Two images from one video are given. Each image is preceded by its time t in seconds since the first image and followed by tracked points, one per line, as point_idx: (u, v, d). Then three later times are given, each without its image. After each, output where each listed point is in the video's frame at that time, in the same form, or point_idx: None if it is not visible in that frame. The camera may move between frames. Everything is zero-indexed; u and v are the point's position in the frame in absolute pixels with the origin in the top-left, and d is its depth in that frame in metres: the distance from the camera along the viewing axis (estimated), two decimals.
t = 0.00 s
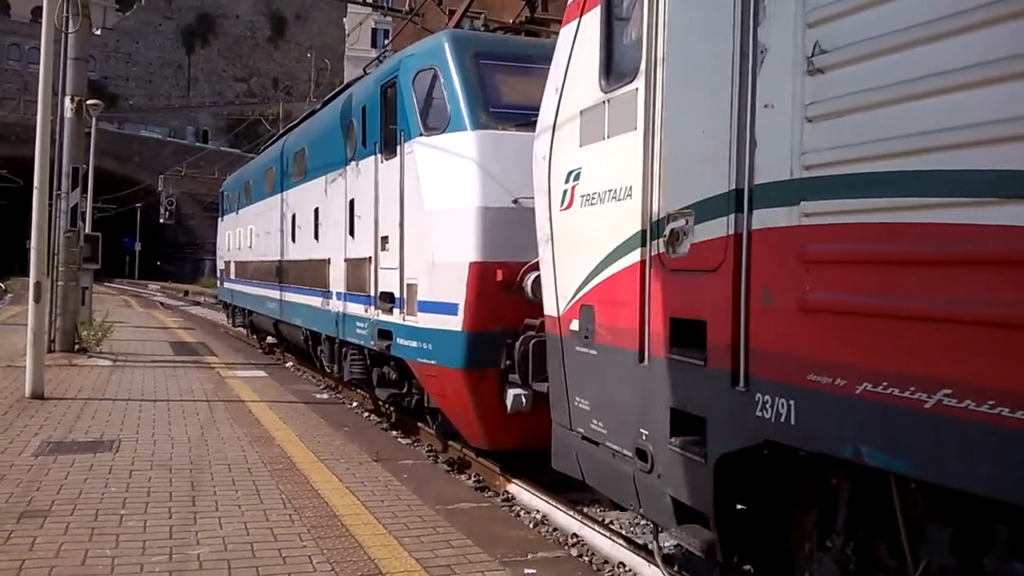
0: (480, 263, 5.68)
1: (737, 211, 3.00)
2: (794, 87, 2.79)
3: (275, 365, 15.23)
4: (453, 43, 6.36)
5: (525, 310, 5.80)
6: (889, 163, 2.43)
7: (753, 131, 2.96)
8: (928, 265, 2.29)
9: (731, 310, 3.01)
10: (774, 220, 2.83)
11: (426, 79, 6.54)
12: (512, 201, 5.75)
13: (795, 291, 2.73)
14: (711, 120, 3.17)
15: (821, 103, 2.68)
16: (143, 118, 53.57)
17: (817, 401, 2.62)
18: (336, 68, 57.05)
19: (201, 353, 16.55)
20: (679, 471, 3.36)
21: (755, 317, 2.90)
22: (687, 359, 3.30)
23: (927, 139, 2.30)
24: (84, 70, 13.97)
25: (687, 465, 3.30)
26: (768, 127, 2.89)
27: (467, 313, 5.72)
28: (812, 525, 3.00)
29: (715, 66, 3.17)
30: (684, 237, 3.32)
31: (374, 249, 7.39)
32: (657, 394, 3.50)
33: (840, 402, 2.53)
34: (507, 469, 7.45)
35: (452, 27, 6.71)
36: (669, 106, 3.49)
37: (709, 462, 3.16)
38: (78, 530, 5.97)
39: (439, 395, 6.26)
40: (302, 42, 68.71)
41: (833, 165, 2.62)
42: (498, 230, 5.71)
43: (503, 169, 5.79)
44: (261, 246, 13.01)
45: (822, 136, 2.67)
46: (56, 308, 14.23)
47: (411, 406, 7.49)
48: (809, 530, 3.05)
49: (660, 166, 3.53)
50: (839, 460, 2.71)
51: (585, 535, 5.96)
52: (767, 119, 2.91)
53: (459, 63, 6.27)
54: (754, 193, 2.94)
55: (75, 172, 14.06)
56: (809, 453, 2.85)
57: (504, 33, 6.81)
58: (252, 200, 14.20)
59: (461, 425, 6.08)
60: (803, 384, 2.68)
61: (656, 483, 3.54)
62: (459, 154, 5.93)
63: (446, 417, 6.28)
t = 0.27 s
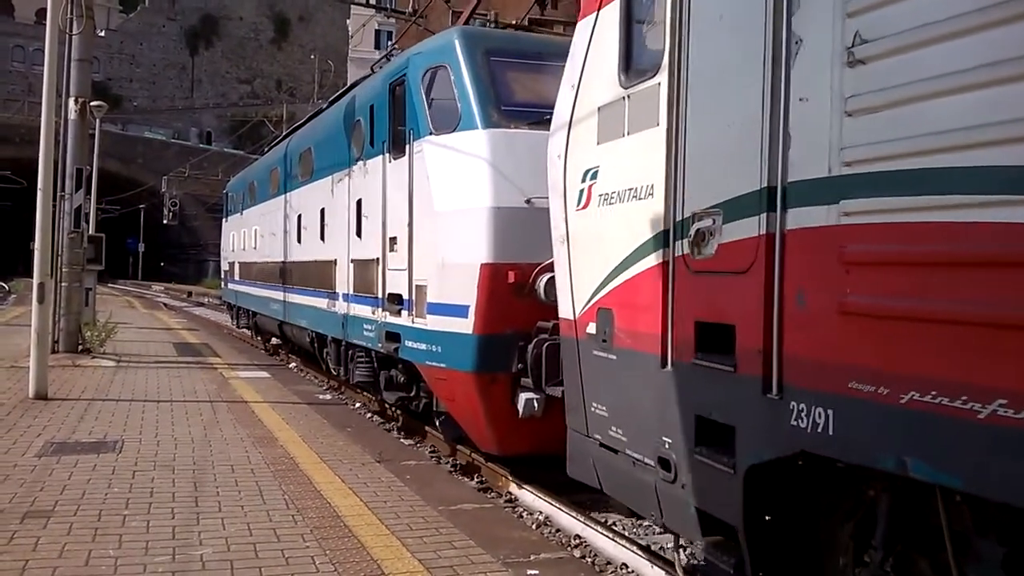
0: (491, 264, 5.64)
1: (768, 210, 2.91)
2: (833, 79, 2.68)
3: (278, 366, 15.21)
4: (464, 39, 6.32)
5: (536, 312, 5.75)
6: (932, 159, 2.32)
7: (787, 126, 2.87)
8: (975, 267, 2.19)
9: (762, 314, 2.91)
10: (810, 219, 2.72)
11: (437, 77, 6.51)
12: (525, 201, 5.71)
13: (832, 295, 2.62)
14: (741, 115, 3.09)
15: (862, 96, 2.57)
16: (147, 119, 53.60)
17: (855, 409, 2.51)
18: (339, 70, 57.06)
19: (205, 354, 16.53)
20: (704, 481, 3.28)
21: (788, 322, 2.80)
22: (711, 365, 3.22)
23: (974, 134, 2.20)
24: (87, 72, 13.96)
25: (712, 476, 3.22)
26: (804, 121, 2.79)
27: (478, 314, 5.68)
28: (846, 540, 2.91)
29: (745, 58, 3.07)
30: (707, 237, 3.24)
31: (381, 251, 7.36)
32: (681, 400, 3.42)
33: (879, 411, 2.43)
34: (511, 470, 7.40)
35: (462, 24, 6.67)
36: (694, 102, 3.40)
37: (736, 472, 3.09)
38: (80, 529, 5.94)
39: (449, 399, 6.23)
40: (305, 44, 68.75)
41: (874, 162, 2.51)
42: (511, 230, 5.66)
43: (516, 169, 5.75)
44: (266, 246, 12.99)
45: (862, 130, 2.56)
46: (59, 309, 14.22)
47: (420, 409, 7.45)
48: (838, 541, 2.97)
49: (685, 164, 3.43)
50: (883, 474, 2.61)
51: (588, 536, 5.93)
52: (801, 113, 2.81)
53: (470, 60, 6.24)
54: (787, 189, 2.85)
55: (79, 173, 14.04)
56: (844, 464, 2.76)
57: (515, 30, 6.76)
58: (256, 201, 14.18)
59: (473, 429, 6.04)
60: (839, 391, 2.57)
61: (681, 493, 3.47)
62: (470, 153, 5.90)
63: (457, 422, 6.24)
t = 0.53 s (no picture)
0: (497, 257, 5.60)
1: (797, 201, 2.86)
2: (868, 63, 2.64)
3: (275, 358, 15.15)
4: (468, 26, 6.27)
5: (542, 306, 5.73)
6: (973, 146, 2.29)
7: (817, 112, 2.82)
8: (1022, 263, 2.16)
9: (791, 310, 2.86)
10: (842, 210, 2.68)
11: (440, 64, 6.46)
12: (530, 191, 5.68)
13: (867, 291, 2.58)
14: (766, 103, 3.04)
15: (898, 80, 2.54)
16: (142, 110, 53.38)
17: (894, 409, 2.48)
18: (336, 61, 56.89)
19: (200, 346, 16.47)
20: (726, 484, 3.24)
21: (820, 318, 2.76)
22: (734, 363, 3.18)
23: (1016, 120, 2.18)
24: (83, 62, 13.88)
25: (736, 479, 3.19)
26: (837, 106, 2.75)
27: (483, 308, 5.64)
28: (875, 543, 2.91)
29: (773, 43, 3.03)
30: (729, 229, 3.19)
31: (383, 243, 7.32)
32: (700, 399, 3.37)
33: (920, 411, 2.39)
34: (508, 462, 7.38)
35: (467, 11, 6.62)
36: (714, 89, 3.35)
37: (760, 475, 3.05)
38: (78, 521, 5.90)
39: (453, 394, 6.19)
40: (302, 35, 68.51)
41: (911, 150, 2.47)
42: (516, 220, 5.63)
43: (522, 159, 5.71)
44: (264, 238, 12.94)
45: (899, 116, 2.52)
46: (55, 300, 14.16)
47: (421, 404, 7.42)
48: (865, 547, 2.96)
49: (705, 152, 3.38)
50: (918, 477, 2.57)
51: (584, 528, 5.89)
52: (832, 99, 2.76)
53: (474, 48, 6.18)
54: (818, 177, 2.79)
55: (75, 163, 13.96)
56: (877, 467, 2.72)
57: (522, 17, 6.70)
58: (254, 192, 14.12)
59: (478, 425, 6.00)
60: (877, 391, 2.53)
61: (700, 496, 3.42)
62: (475, 143, 5.86)
63: (461, 417, 6.21)
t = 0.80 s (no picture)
0: (507, 258, 5.56)
1: (834, 200, 2.81)
2: (914, 54, 2.57)
3: (276, 358, 15.12)
4: (479, 22, 6.22)
5: (553, 309, 5.68)
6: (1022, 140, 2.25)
7: (859, 103, 2.76)
8: None
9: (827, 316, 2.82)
10: (884, 210, 2.63)
11: (449, 59, 6.41)
12: (542, 191, 5.63)
13: (909, 298, 2.54)
14: (800, 97, 2.99)
15: (946, 73, 2.48)
16: (145, 110, 53.38)
17: (938, 420, 2.42)
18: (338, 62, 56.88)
19: (202, 346, 16.44)
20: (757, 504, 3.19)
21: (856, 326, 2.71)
22: (762, 369, 3.13)
23: None
24: (86, 61, 13.84)
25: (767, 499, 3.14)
26: (879, 99, 2.69)
27: (494, 311, 5.60)
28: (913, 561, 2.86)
29: (809, 35, 2.98)
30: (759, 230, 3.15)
31: (389, 243, 7.29)
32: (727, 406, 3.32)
33: (963, 422, 2.35)
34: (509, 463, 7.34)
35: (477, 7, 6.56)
36: (743, 84, 3.30)
37: (792, 488, 3.01)
38: (78, 520, 5.86)
39: (462, 397, 6.14)
40: (304, 35, 68.52)
41: (958, 146, 2.42)
42: (528, 221, 5.58)
43: (534, 158, 5.66)
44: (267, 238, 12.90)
45: (946, 111, 2.47)
46: (57, 300, 14.13)
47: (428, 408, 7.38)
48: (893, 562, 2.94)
49: (732, 149, 3.33)
50: (960, 492, 2.50)
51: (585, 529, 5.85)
52: (873, 92, 2.71)
53: (484, 44, 6.14)
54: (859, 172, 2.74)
55: (77, 163, 13.93)
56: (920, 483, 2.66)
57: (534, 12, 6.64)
58: (258, 191, 14.07)
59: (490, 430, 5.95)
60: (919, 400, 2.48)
61: (725, 509, 3.37)
62: (485, 141, 5.81)
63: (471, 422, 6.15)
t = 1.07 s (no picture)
0: (516, 256, 5.49)
1: (870, 193, 2.74)
2: (957, 40, 2.51)
3: (275, 356, 15.08)
4: (485, 15, 6.16)
5: (563, 308, 5.62)
6: None
7: (896, 92, 2.70)
8: None
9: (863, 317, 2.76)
10: (925, 204, 2.56)
11: (453, 53, 6.35)
12: (552, 187, 5.56)
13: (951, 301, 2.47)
14: (831, 86, 2.93)
15: (995, 58, 2.41)
16: (143, 108, 53.31)
17: (983, 426, 2.36)
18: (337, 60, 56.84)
19: (200, 345, 16.40)
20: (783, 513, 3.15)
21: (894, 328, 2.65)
22: (791, 371, 3.07)
23: None
24: (84, 60, 13.79)
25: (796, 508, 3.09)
26: (918, 88, 2.63)
27: (501, 310, 5.53)
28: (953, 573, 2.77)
29: (842, 23, 2.91)
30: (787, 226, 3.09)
31: (393, 240, 7.24)
32: (753, 408, 3.27)
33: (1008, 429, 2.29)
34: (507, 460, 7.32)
35: None
36: (772, 74, 3.23)
37: (823, 497, 2.95)
38: (77, 518, 5.83)
39: (468, 399, 6.08)
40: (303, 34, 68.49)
41: (1010, 136, 2.35)
42: (537, 217, 5.51)
43: (543, 153, 5.60)
44: (268, 237, 12.85)
45: (997, 99, 2.40)
46: (55, 298, 14.09)
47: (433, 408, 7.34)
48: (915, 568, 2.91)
49: (758, 141, 3.27)
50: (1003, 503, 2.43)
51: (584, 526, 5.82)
52: (911, 80, 2.65)
53: (491, 37, 6.08)
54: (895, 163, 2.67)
55: (75, 161, 13.88)
56: (960, 493, 2.61)
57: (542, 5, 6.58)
58: (258, 189, 14.01)
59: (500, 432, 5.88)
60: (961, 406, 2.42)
61: (751, 518, 3.33)
62: (492, 135, 5.74)
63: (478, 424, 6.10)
